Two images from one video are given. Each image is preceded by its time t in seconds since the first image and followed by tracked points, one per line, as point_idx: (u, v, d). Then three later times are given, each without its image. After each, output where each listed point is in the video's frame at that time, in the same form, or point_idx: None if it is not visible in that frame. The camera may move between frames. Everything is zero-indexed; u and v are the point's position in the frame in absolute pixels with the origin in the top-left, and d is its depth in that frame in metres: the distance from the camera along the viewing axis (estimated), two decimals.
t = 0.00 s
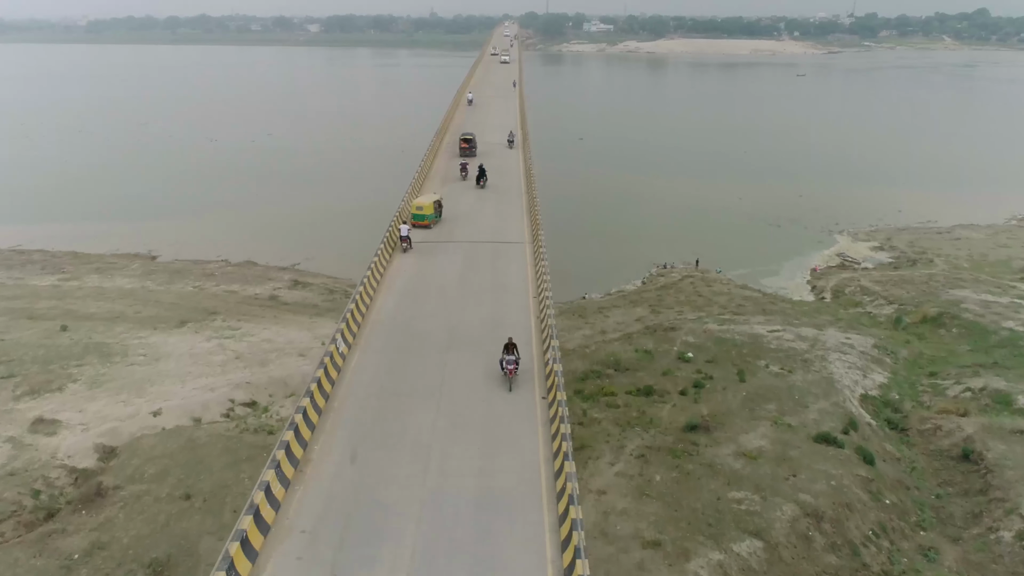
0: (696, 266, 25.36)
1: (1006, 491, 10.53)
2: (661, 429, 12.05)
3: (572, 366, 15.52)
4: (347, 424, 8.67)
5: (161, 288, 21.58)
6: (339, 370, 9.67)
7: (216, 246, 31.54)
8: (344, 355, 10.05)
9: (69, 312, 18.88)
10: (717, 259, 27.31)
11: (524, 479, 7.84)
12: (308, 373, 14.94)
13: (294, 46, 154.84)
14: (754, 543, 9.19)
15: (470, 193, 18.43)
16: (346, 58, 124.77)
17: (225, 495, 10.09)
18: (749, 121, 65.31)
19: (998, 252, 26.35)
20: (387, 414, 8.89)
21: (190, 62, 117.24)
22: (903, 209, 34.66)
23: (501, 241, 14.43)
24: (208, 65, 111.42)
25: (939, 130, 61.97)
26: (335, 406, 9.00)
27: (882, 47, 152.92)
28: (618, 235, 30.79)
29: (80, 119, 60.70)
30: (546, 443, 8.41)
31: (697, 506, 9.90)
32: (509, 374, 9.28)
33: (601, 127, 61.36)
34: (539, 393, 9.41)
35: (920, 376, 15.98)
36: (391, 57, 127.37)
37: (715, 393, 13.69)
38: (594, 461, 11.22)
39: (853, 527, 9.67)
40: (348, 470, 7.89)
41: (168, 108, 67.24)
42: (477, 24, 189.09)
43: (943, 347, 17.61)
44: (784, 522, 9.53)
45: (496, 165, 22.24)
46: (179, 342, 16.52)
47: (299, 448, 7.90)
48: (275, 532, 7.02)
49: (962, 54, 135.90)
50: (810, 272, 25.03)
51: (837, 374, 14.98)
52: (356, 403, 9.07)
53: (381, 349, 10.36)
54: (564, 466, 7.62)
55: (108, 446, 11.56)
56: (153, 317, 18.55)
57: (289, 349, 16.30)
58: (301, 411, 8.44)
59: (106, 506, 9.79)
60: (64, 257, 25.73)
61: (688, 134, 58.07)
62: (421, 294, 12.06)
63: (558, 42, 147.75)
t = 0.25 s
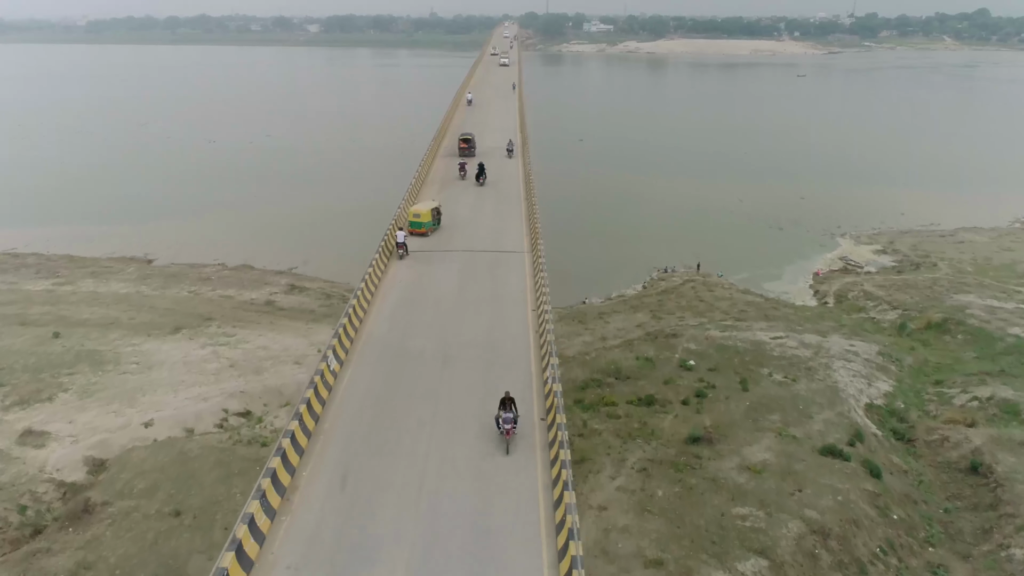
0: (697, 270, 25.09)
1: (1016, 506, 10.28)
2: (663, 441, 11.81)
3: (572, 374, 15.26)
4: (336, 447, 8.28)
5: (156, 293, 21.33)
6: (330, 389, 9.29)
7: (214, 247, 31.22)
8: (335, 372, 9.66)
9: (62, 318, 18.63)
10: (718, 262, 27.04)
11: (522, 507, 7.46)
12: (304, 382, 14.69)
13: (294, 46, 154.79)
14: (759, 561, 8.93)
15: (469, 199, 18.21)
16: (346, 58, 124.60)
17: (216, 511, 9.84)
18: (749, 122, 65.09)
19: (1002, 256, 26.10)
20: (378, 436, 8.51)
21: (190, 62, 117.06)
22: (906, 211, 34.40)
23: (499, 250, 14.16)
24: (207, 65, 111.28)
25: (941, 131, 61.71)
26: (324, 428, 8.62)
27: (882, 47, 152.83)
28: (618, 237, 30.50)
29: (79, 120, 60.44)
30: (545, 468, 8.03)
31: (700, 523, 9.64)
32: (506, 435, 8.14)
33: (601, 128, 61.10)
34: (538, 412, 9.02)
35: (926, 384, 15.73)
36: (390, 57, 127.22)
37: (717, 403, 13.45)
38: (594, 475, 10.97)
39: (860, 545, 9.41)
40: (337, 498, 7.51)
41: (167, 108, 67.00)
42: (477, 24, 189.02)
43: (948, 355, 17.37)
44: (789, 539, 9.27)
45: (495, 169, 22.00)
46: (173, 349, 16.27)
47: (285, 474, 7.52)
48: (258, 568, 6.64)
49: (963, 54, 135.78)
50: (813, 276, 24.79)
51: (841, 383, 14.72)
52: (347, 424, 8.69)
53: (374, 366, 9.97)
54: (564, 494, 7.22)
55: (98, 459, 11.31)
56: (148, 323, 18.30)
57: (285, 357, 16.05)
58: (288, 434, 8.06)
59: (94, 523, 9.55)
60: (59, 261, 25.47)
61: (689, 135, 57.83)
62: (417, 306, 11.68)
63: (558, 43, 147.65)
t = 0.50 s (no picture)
0: (699, 275, 24.78)
1: None
2: (665, 453, 11.56)
3: (572, 383, 15.00)
4: (325, 472, 7.92)
5: (150, 298, 21.05)
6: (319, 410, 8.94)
7: (210, 248, 30.86)
8: (326, 392, 9.32)
9: (54, 324, 18.35)
10: (720, 265, 26.76)
11: (520, 540, 7.10)
12: (299, 391, 14.43)
13: (293, 46, 154.46)
14: None
15: (467, 204, 17.97)
16: (345, 58, 124.29)
17: (206, 530, 9.58)
18: (750, 122, 64.83)
19: (1007, 260, 25.84)
20: (370, 461, 8.15)
21: (190, 62, 116.77)
22: (908, 213, 34.11)
23: (497, 260, 13.91)
24: (206, 65, 110.93)
25: (943, 131, 61.46)
26: (313, 452, 8.26)
27: (882, 47, 152.62)
28: (618, 239, 30.18)
29: (77, 120, 60.14)
30: (544, 497, 7.66)
31: (703, 541, 9.39)
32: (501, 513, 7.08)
33: (601, 128, 60.80)
34: (537, 436, 8.68)
35: (932, 393, 15.47)
36: (390, 57, 126.88)
37: (720, 413, 13.20)
38: (595, 490, 10.71)
39: (868, 563, 9.12)
40: (324, 529, 7.15)
41: (165, 108, 66.69)
42: (477, 25, 188.84)
43: (954, 362, 17.10)
44: (796, 558, 8.99)
45: (494, 172, 21.75)
46: (166, 357, 15.99)
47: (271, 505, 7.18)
48: None
49: (964, 54, 135.56)
50: (815, 281, 24.53)
51: (846, 392, 14.46)
52: (336, 447, 8.34)
53: (366, 385, 9.63)
54: (564, 528, 6.85)
55: (86, 473, 11.04)
56: (141, 330, 18.02)
57: (280, 365, 15.78)
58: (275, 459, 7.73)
59: (80, 542, 9.29)
60: (53, 265, 25.17)
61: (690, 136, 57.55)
62: (412, 321, 11.34)
63: (558, 43, 147.46)
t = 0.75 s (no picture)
0: (700, 279, 24.48)
1: None
2: (667, 467, 11.30)
3: (572, 392, 14.72)
4: (312, 501, 7.54)
5: (144, 303, 20.77)
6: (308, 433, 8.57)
7: (206, 249, 30.49)
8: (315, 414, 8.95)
9: (46, 330, 18.06)
10: (721, 269, 26.46)
11: None
12: (293, 401, 14.13)
13: (292, 46, 154.26)
14: None
15: (465, 210, 17.71)
16: (344, 58, 123.99)
17: (195, 550, 9.30)
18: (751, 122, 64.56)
19: (1012, 264, 25.56)
20: (360, 488, 7.78)
21: (189, 62, 116.50)
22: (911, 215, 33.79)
23: (496, 270, 13.61)
24: (204, 65, 110.63)
25: (945, 132, 61.21)
26: (301, 479, 7.90)
27: (882, 47, 152.41)
28: (618, 241, 29.86)
29: (74, 121, 59.85)
30: (543, 528, 7.28)
31: (707, 561, 9.11)
32: None
33: (600, 129, 60.52)
34: (536, 461, 8.33)
35: (939, 402, 15.21)
36: (389, 57, 126.59)
37: (723, 425, 12.92)
38: (596, 506, 10.42)
39: None
40: (310, 565, 6.76)
41: (164, 109, 66.38)
42: (476, 25, 188.60)
43: (960, 370, 16.83)
44: None
45: (493, 176, 21.47)
46: (159, 365, 15.69)
47: (253, 539, 6.78)
48: None
49: (964, 54, 135.38)
50: (818, 285, 24.26)
51: (852, 402, 14.18)
52: (325, 474, 7.96)
53: (358, 406, 9.26)
54: (565, 565, 6.46)
55: (74, 488, 10.77)
56: (134, 337, 17.73)
57: (275, 374, 15.48)
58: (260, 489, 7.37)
59: (64, 563, 9.02)
60: (47, 269, 24.88)
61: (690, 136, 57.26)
62: (405, 338, 10.98)
63: (558, 43, 147.23)
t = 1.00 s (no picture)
0: (701, 285, 24.19)
1: None
2: (670, 483, 11.01)
3: (573, 403, 14.43)
4: (298, 542, 7.32)
5: (138, 309, 20.45)
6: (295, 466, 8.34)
7: (203, 252, 30.13)
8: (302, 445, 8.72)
9: (37, 338, 17.75)
10: (723, 274, 26.16)
11: None
12: (287, 413, 13.82)
13: (291, 47, 153.96)
14: None
15: (463, 219, 17.43)
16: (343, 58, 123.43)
17: (183, 571, 9.03)
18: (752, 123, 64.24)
19: (1017, 268, 25.27)
20: (348, 529, 7.56)
21: (188, 63, 116.10)
22: (914, 217, 33.51)
23: (492, 283, 13.32)
24: (202, 66, 110.23)
25: (947, 132, 60.95)
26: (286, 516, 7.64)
27: (883, 48, 152.06)
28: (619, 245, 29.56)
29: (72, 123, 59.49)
30: (539, 571, 7.06)
31: None
32: None
33: (600, 130, 60.21)
34: (533, 496, 8.11)
35: (946, 412, 14.91)
36: (388, 58, 126.20)
37: (727, 437, 12.62)
38: (596, 524, 10.14)
39: None
40: None
41: (157, 110, 65.63)
42: (476, 26, 188.30)
43: (968, 379, 16.53)
44: None
45: (491, 181, 21.19)
46: (150, 374, 15.36)
47: None
48: None
49: (965, 56, 135.01)
50: (821, 290, 23.96)
51: (858, 413, 13.89)
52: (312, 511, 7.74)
53: (347, 434, 9.03)
54: None
55: (60, 504, 10.48)
56: (127, 344, 17.41)
57: (268, 384, 15.16)
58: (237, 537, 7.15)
59: None
60: (41, 274, 24.55)
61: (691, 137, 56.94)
62: (397, 358, 10.72)
63: (558, 44, 146.88)
